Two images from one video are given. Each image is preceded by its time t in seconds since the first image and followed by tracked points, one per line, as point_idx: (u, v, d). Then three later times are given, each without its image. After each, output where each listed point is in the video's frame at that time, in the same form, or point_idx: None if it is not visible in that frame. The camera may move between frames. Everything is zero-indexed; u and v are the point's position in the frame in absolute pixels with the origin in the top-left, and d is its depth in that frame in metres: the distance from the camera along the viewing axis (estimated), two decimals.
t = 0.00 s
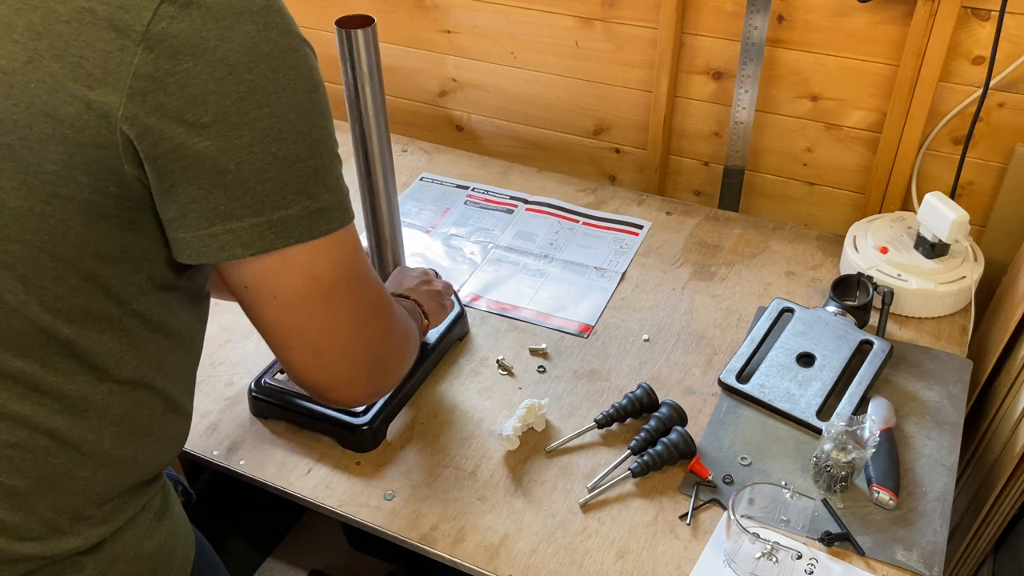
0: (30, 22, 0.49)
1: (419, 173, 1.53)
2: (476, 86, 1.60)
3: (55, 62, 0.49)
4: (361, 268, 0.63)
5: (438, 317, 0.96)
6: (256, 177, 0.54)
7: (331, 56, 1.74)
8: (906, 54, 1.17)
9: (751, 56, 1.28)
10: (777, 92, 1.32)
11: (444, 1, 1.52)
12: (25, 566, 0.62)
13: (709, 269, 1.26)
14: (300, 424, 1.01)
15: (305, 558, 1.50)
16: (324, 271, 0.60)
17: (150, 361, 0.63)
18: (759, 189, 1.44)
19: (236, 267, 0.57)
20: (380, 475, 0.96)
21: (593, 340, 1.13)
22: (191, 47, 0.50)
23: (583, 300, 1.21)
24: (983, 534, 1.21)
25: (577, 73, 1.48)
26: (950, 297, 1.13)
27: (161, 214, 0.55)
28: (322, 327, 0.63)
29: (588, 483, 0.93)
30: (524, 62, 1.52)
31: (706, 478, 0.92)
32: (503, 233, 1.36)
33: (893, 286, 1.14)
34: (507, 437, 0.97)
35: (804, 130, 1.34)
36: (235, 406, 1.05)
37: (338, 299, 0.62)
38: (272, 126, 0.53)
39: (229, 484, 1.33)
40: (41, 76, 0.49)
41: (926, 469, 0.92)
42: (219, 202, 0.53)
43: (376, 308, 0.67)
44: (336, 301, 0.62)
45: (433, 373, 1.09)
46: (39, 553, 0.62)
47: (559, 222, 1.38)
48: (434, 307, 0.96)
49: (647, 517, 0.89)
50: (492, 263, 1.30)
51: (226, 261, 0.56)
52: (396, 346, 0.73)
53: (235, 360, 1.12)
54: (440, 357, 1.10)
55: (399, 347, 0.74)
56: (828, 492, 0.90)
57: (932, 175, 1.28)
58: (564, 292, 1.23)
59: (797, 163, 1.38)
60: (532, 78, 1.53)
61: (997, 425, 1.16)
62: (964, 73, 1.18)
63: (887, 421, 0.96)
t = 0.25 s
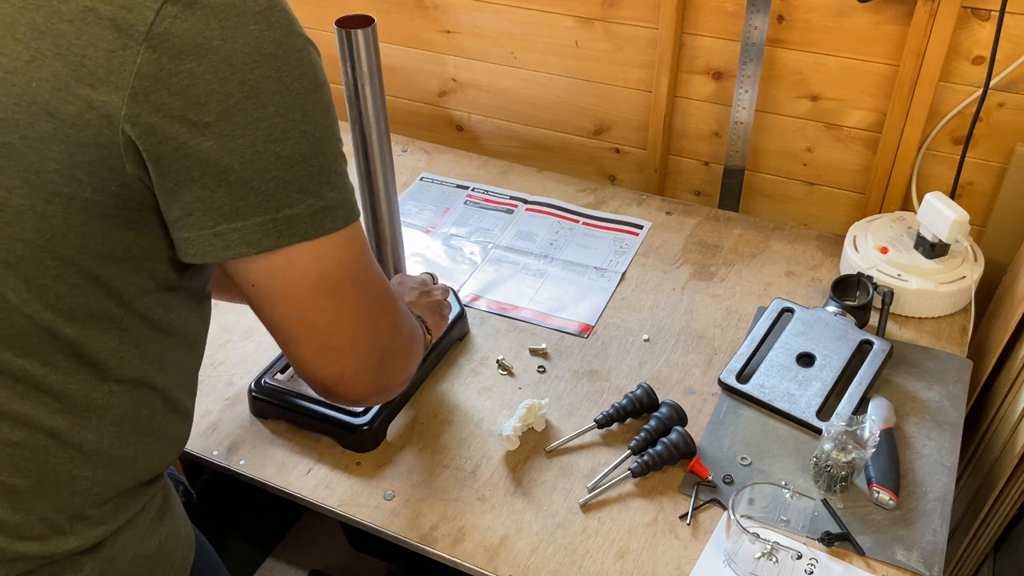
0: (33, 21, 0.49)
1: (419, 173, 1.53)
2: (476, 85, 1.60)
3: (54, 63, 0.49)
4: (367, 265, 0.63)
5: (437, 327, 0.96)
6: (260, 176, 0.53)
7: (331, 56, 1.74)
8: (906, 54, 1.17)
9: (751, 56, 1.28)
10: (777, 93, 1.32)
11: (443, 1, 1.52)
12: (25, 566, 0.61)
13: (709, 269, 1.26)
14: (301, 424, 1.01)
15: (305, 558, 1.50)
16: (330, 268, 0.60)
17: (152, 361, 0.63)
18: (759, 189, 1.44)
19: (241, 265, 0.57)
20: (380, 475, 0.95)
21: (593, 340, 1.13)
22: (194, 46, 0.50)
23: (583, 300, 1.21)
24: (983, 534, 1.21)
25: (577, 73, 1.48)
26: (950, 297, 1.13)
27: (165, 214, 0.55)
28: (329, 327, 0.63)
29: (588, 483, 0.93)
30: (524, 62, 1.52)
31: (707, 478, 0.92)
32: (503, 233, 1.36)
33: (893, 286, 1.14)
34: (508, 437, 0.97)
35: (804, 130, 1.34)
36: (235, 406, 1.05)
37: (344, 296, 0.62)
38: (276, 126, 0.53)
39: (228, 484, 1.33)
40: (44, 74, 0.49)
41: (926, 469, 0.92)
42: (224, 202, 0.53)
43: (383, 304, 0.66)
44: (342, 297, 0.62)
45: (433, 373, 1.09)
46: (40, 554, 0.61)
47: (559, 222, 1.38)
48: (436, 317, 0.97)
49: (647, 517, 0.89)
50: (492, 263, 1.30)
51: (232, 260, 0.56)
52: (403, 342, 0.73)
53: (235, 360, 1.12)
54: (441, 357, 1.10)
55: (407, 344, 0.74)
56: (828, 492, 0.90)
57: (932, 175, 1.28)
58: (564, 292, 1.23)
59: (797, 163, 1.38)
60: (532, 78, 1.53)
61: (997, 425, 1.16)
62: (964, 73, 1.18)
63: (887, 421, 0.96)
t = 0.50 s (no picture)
0: (22, 20, 0.49)
1: (419, 173, 1.53)
2: (476, 85, 1.60)
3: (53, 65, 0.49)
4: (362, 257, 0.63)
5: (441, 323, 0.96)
6: (246, 171, 0.53)
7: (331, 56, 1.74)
8: (906, 54, 1.17)
9: (751, 56, 1.28)
10: (777, 93, 1.32)
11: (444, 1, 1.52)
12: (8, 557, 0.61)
13: (709, 269, 1.26)
14: (301, 424, 1.01)
15: (305, 558, 1.51)
16: (325, 261, 0.59)
17: (137, 355, 0.63)
18: (759, 189, 1.44)
19: (235, 260, 0.57)
20: (379, 475, 0.95)
21: (593, 340, 1.13)
22: (176, 42, 0.49)
23: (583, 300, 1.21)
24: (983, 534, 1.21)
25: (577, 73, 1.48)
26: (950, 297, 1.13)
27: (154, 210, 0.55)
28: (327, 323, 0.63)
29: (588, 483, 0.93)
30: (524, 62, 1.52)
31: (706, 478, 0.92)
32: (503, 233, 1.36)
33: (893, 286, 1.14)
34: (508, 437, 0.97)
35: (804, 130, 1.34)
36: (235, 406, 1.05)
37: (341, 290, 0.62)
38: (261, 121, 0.53)
39: (228, 484, 1.33)
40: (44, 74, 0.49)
41: (926, 469, 0.92)
42: (211, 197, 0.53)
43: (381, 298, 0.66)
44: (339, 292, 0.62)
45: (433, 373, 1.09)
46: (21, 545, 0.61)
47: (559, 222, 1.38)
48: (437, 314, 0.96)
49: (647, 517, 0.89)
50: (492, 263, 1.30)
51: (226, 255, 0.56)
52: (404, 335, 0.72)
53: (235, 360, 1.12)
54: (441, 357, 1.10)
55: (409, 337, 0.73)
56: (828, 492, 0.90)
57: (932, 175, 1.28)
58: (564, 292, 1.23)
59: (797, 163, 1.38)
60: (532, 78, 1.53)
61: (997, 426, 1.16)
62: (964, 73, 1.18)
63: (887, 421, 0.96)
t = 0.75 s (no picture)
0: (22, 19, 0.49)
1: (419, 173, 1.53)
2: (476, 85, 1.60)
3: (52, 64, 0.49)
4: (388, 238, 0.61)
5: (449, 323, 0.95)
6: (270, 152, 0.53)
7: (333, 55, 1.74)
8: (906, 54, 1.17)
9: (751, 56, 1.28)
10: (776, 93, 1.32)
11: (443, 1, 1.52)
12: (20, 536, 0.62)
13: (709, 269, 1.26)
14: (301, 424, 1.01)
15: (305, 558, 1.50)
16: (347, 245, 0.58)
17: (154, 335, 0.63)
18: (759, 189, 1.44)
19: (265, 240, 0.56)
20: (379, 475, 0.95)
21: (593, 340, 1.13)
22: (202, 26, 0.49)
23: (583, 300, 1.21)
24: (983, 534, 1.21)
25: (577, 73, 1.48)
26: (950, 297, 1.13)
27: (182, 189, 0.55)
28: (354, 304, 0.62)
29: (588, 483, 0.93)
30: (524, 62, 1.52)
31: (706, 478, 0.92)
32: (503, 233, 1.36)
33: (893, 286, 1.14)
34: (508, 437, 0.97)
35: (804, 130, 1.34)
36: (234, 406, 1.05)
37: (368, 270, 0.60)
38: (285, 102, 0.52)
39: (228, 484, 1.33)
40: (50, 67, 0.49)
41: (926, 470, 0.92)
42: (238, 176, 0.53)
43: (406, 281, 0.65)
44: (367, 273, 0.60)
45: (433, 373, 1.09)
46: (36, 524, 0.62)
47: (559, 222, 1.38)
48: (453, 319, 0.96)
49: (647, 517, 0.89)
50: (492, 263, 1.30)
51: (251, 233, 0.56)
52: (428, 322, 0.71)
53: (234, 360, 1.12)
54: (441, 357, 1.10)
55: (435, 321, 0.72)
56: (828, 492, 0.90)
57: (932, 175, 1.28)
58: (564, 292, 1.23)
59: (797, 163, 1.38)
60: (532, 78, 1.53)
61: (997, 426, 1.16)
62: (964, 73, 1.18)
63: (887, 421, 0.96)
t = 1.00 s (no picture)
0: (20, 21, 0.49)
1: (419, 173, 1.53)
2: (475, 85, 1.60)
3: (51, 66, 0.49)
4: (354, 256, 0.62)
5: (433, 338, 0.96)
6: (264, 150, 0.53)
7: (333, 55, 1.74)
8: (906, 54, 1.17)
9: (751, 56, 1.28)
10: (777, 92, 1.32)
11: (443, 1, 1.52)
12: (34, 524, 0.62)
13: (709, 269, 1.26)
14: (301, 424, 1.01)
15: (305, 559, 1.50)
16: (314, 256, 0.59)
17: (162, 328, 0.62)
18: (759, 188, 1.44)
19: (232, 238, 0.56)
20: (380, 475, 0.95)
21: (593, 340, 1.13)
22: (210, 21, 0.50)
23: (583, 300, 1.21)
24: (983, 534, 1.21)
25: (577, 73, 1.48)
26: (950, 297, 1.13)
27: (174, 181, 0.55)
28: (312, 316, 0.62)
29: (588, 483, 0.93)
30: (524, 62, 1.52)
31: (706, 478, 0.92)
32: (503, 233, 1.36)
33: (893, 286, 1.14)
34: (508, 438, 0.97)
35: (804, 130, 1.34)
36: (235, 406, 1.05)
37: (331, 286, 0.61)
38: (283, 103, 0.53)
39: (228, 484, 1.33)
40: (57, 63, 0.49)
41: (926, 470, 0.92)
42: (229, 172, 0.53)
43: (369, 299, 0.65)
44: (329, 290, 0.61)
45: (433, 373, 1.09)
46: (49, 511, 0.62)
47: (559, 222, 1.38)
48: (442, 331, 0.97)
49: (647, 517, 0.89)
50: (492, 263, 1.30)
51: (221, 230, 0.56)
52: (384, 342, 0.71)
53: (235, 360, 1.12)
54: (440, 357, 1.10)
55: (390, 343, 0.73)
56: (828, 492, 0.90)
57: (932, 175, 1.28)
58: (564, 292, 1.23)
59: (797, 163, 1.38)
60: (532, 78, 1.53)
61: (997, 426, 1.16)
62: (964, 73, 1.18)
63: (887, 421, 0.96)
